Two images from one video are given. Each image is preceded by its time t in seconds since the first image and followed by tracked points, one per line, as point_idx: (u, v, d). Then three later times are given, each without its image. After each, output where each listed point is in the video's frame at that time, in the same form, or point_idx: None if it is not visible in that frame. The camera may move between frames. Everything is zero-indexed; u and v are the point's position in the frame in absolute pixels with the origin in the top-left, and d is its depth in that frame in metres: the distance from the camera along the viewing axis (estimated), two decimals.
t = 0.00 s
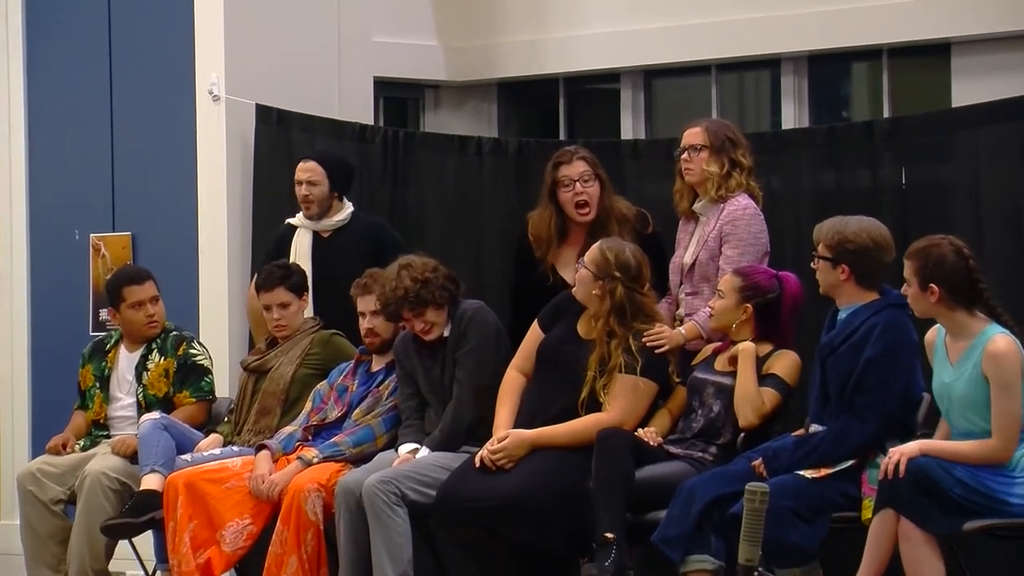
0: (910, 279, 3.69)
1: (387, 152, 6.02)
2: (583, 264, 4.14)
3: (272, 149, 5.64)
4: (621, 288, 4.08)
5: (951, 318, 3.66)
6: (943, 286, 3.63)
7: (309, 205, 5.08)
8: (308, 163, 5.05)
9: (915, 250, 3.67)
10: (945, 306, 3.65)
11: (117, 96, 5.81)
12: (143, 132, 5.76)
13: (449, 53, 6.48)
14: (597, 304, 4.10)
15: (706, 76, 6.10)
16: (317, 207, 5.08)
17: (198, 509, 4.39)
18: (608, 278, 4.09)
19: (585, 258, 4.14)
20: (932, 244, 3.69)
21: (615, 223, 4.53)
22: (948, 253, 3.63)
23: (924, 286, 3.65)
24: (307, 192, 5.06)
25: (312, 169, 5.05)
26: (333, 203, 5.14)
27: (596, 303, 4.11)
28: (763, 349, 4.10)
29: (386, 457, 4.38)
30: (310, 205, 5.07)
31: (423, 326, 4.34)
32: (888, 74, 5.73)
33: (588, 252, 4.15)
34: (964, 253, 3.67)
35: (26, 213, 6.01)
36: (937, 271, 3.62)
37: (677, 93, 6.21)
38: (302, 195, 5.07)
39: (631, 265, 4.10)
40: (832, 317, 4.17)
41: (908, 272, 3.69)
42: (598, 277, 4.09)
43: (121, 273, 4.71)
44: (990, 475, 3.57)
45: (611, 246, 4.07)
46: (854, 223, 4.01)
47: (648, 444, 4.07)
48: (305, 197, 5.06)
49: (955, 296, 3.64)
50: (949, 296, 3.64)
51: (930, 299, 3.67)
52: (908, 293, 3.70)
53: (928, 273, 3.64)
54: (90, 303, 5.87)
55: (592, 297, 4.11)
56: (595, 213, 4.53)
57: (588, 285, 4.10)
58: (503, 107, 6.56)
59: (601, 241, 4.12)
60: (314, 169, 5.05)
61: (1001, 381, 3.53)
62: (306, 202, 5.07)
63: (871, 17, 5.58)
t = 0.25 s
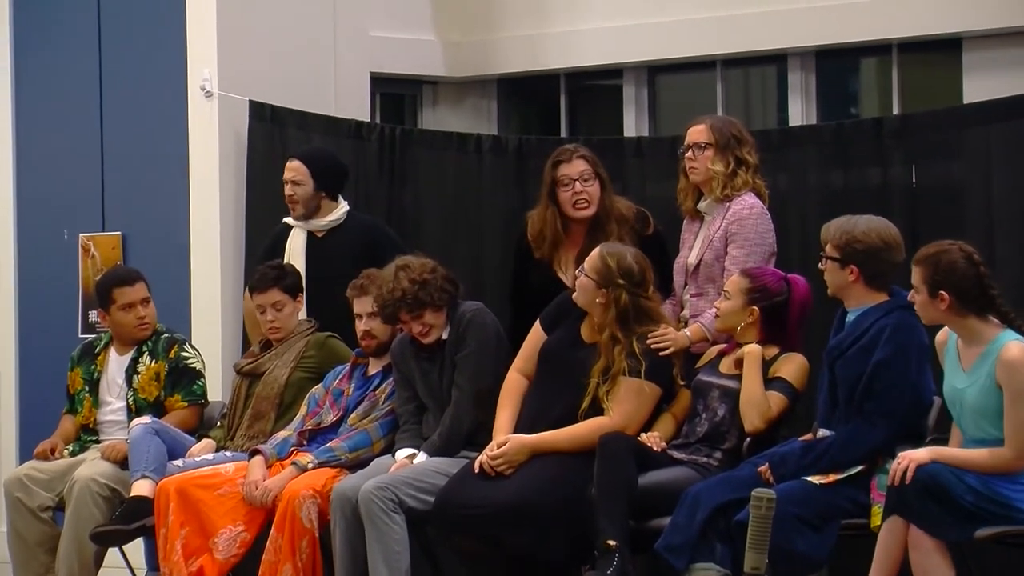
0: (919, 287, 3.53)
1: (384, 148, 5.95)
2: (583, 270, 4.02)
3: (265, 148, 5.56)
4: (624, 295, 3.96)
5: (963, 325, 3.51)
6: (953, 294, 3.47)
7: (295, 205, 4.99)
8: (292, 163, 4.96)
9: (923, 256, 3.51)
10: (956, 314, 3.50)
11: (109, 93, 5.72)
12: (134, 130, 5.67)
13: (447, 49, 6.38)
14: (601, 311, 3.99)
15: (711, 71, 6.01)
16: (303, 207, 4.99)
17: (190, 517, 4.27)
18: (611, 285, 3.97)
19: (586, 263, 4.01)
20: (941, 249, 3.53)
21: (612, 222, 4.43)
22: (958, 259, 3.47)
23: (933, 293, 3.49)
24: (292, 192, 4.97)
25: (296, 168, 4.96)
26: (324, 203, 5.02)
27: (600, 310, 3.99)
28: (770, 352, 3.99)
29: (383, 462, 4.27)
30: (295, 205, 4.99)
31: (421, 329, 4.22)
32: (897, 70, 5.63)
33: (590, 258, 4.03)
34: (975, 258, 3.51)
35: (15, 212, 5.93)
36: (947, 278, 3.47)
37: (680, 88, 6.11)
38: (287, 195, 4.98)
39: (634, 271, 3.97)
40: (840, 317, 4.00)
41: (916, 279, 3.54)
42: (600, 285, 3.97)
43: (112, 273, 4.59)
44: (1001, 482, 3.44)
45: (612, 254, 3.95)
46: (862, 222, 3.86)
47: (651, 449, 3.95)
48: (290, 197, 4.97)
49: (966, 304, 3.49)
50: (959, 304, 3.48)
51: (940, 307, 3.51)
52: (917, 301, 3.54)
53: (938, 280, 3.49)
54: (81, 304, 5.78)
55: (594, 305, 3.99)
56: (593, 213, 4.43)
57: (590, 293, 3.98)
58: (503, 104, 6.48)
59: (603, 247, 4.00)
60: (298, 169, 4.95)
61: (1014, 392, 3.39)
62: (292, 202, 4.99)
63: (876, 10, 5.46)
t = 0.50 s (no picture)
0: (930, 289, 3.42)
1: (378, 146, 5.84)
2: (587, 270, 3.91)
3: (259, 145, 5.44)
4: (628, 296, 3.86)
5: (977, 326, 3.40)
6: (968, 294, 3.36)
7: (295, 201, 4.88)
8: (291, 158, 4.87)
9: (934, 256, 3.40)
10: (970, 315, 3.39)
11: (101, 90, 5.67)
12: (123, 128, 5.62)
13: (444, 44, 6.29)
14: (604, 312, 3.89)
15: (716, 67, 5.94)
16: (302, 204, 4.89)
17: (183, 523, 4.18)
18: (615, 286, 3.87)
19: (591, 263, 3.92)
20: (952, 249, 3.42)
21: (610, 217, 4.31)
22: (971, 259, 3.36)
23: (947, 294, 3.38)
24: (291, 188, 4.87)
25: (295, 164, 4.86)
26: (321, 199, 4.93)
27: (603, 312, 3.89)
28: (775, 355, 3.88)
29: (379, 468, 4.16)
30: (294, 201, 4.88)
31: (418, 331, 4.12)
32: (906, 65, 5.55)
33: (593, 257, 3.93)
34: (988, 258, 3.40)
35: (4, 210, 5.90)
36: (961, 279, 3.36)
37: (684, 84, 6.04)
38: (286, 192, 4.87)
39: (639, 273, 3.88)
40: (846, 319, 3.89)
41: (927, 281, 3.42)
42: (604, 285, 3.87)
43: (101, 273, 4.50)
44: (1012, 487, 3.31)
45: (618, 253, 3.84)
46: (871, 221, 3.75)
47: (653, 454, 3.84)
48: (289, 193, 4.87)
49: (981, 305, 3.38)
50: (974, 305, 3.37)
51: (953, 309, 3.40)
52: (929, 303, 3.42)
53: (951, 281, 3.37)
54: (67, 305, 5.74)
55: (598, 306, 3.89)
56: (590, 209, 4.32)
57: (593, 293, 3.88)
58: (501, 100, 6.39)
59: (608, 247, 3.90)
60: (297, 164, 4.85)
61: None
62: (291, 199, 4.88)
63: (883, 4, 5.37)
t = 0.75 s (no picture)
0: (945, 288, 3.32)
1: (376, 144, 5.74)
2: (592, 269, 3.82)
3: (252, 143, 5.35)
4: (634, 297, 3.76)
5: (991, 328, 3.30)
6: (983, 294, 3.26)
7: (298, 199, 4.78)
8: (292, 156, 4.76)
9: (949, 254, 3.30)
10: (985, 316, 3.29)
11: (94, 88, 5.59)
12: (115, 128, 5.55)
13: (443, 40, 6.21)
14: (609, 314, 3.78)
15: (721, 63, 5.86)
16: (304, 202, 4.79)
17: (173, 531, 4.07)
18: (620, 286, 3.77)
19: (596, 263, 3.81)
20: (967, 248, 3.32)
21: (613, 216, 4.20)
22: (987, 257, 3.26)
23: (961, 294, 3.28)
24: (294, 186, 4.77)
25: (297, 161, 4.76)
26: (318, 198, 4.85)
27: (607, 313, 3.79)
28: (780, 358, 3.74)
29: (375, 474, 4.05)
30: (296, 199, 4.79)
31: (415, 334, 4.01)
32: (915, 61, 5.47)
33: (598, 257, 3.82)
34: (1003, 257, 3.31)
35: None
36: (976, 278, 3.26)
37: (689, 80, 5.98)
38: (289, 190, 4.76)
39: (645, 273, 3.78)
40: (855, 322, 3.75)
41: (942, 279, 3.33)
42: (609, 285, 3.77)
43: (92, 274, 4.41)
44: None
45: (623, 253, 3.75)
46: (882, 221, 3.62)
47: (656, 459, 3.72)
48: (293, 191, 4.77)
49: (996, 305, 3.28)
50: (989, 305, 3.27)
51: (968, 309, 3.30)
52: (942, 302, 3.33)
53: (966, 280, 3.28)
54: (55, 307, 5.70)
55: (602, 307, 3.79)
56: (593, 209, 4.21)
57: (598, 294, 3.79)
58: (501, 96, 6.30)
59: (614, 247, 3.80)
60: (300, 161, 4.75)
61: None
62: (293, 197, 4.78)
63: None
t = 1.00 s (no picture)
0: (958, 288, 3.21)
1: (373, 144, 5.65)
2: (596, 271, 3.72)
3: (244, 140, 5.24)
4: (638, 299, 3.66)
5: (1007, 330, 3.18)
6: (997, 294, 3.15)
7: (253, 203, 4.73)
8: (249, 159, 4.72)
9: (961, 254, 3.20)
10: (1000, 317, 3.17)
11: (86, 87, 5.50)
12: (103, 127, 5.47)
13: (440, 36, 6.11)
14: (612, 316, 3.68)
15: (725, 59, 5.76)
16: (260, 205, 4.72)
17: (163, 539, 3.97)
18: (624, 288, 3.67)
19: (599, 264, 3.71)
20: (980, 247, 3.21)
21: (617, 213, 4.09)
22: (1001, 256, 3.15)
23: (975, 294, 3.17)
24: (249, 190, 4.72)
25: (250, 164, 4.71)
26: (284, 200, 4.74)
27: (610, 316, 3.68)
28: (787, 362, 3.62)
29: (370, 481, 3.94)
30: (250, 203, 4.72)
31: (411, 337, 3.90)
32: (924, 57, 5.38)
33: (602, 258, 3.72)
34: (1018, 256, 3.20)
35: None
36: (990, 278, 3.15)
37: (692, 76, 5.88)
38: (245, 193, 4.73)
39: (649, 275, 3.68)
40: (864, 322, 3.59)
41: (954, 280, 3.22)
42: (612, 287, 3.67)
43: (81, 276, 4.30)
44: None
45: (627, 254, 3.66)
46: (894, 220, 3.45)
47: (660, 466, 3.60)
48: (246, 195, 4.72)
49: (1011, 306, 3.16)
50: (1003, 306, 3.16)
51: (981, 310, 3.19)
52: (956, 303, 3.21)
53: (979, 280, 3.17)
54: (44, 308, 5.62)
55: (605, 309, 3.68)
56: (595, 205, 4.11)
57: (601, 295, 3.68)
58: (500, 92, 6.21)
59: (618, 248, 3.70)
60: (251, 165, 4.70)
61: None
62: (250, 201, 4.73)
63: None
